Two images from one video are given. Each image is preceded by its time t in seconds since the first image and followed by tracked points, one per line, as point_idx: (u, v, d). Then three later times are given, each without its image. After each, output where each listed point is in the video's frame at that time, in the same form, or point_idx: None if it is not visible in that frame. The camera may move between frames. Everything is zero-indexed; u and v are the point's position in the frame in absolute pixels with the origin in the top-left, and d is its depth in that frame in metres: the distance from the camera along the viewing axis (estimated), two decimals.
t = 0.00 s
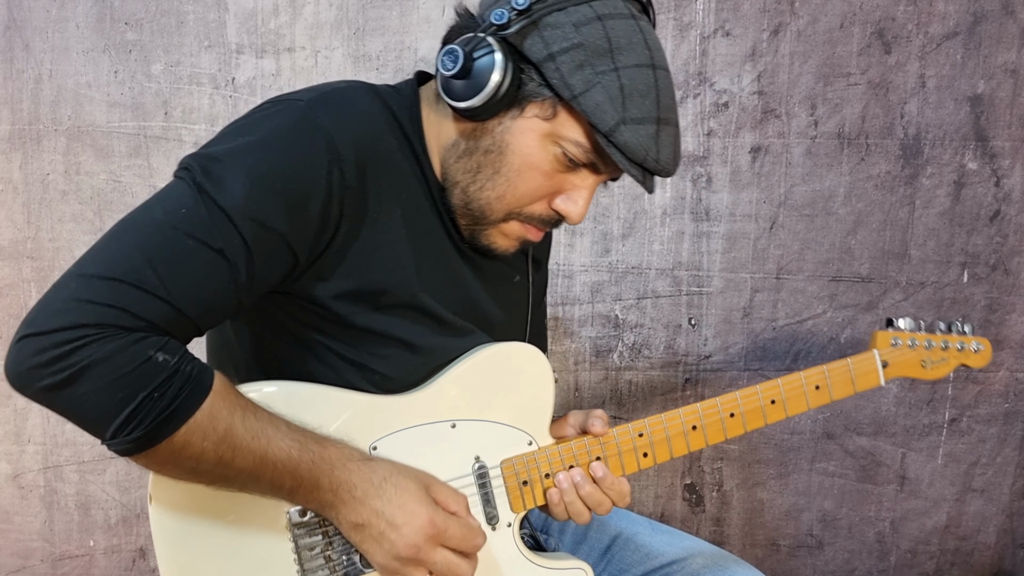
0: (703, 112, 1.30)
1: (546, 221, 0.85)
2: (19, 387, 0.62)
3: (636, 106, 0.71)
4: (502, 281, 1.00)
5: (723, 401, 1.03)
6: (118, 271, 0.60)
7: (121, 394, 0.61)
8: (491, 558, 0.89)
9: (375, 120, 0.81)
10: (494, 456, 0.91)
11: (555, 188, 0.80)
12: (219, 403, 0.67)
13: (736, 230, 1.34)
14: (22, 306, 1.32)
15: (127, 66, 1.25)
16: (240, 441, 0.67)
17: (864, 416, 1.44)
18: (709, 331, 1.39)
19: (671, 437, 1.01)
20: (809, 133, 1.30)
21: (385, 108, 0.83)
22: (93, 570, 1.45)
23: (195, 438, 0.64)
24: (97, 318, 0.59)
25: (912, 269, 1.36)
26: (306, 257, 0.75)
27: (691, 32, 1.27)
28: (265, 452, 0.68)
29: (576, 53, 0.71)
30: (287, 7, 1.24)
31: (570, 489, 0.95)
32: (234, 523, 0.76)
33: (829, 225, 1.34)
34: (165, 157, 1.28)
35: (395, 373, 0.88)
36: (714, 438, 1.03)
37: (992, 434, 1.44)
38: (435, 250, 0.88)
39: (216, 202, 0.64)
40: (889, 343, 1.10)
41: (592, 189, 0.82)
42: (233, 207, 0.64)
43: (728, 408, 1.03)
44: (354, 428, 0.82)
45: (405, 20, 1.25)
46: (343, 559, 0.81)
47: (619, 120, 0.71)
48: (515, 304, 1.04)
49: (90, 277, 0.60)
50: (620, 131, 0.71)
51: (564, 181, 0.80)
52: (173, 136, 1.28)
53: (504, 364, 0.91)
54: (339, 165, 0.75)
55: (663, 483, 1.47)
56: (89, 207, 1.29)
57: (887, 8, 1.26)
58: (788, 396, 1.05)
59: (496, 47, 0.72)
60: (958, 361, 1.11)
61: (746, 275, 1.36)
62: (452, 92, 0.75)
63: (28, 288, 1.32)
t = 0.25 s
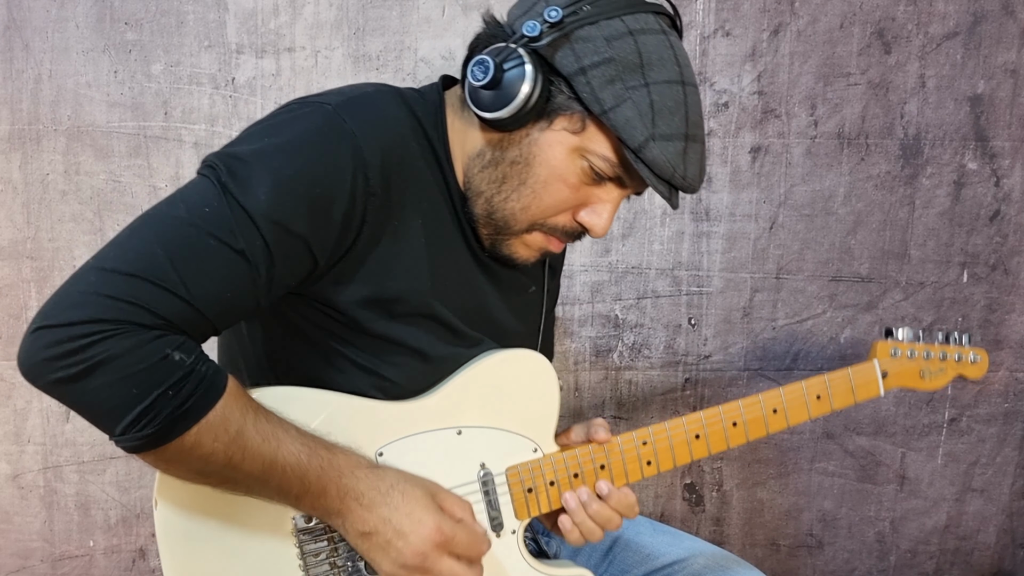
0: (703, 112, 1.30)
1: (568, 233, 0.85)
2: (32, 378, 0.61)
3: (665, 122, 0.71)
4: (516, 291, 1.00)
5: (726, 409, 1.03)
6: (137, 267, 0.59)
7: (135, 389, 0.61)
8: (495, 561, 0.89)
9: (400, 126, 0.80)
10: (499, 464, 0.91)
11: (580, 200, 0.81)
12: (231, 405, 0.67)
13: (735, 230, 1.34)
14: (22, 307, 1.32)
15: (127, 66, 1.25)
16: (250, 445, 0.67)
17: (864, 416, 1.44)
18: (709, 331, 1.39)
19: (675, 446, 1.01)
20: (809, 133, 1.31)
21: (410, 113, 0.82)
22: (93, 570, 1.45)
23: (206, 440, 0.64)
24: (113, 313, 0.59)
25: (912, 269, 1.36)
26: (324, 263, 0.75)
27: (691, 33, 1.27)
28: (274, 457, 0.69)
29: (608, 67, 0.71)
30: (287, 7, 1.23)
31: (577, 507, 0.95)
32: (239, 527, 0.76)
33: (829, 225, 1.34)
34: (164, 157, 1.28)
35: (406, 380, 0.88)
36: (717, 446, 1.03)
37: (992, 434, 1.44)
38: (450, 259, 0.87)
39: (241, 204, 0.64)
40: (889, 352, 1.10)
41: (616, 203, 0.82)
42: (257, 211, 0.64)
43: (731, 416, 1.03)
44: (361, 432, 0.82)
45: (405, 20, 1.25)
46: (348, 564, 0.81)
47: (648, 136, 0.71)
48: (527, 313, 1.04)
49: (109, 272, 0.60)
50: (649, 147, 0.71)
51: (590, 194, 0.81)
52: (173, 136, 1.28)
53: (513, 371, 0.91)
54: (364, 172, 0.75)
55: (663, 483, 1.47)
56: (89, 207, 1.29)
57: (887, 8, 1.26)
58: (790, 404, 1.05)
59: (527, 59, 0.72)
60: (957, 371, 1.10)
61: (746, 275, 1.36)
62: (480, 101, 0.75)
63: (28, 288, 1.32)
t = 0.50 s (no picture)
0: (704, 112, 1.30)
1: (578, 241, 0.85)
2: (38, 374, 0.61)
3: (678, 132, 0.72)
4: (523, 295, 1.00)
5: (732, 418, 1.03)
6: (147, 265, 0.60)
7: (141, 388, 0.61)
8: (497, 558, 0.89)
9: (411, 130, 0.80)
10: (506, 464, 0.91)
11: (591, 207, 0.81)
12: (238, 402, 0.67)
13: (736, 230, 1.35)
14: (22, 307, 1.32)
15: (127, 66, 1.24)
16: (256, 441, 0.67)
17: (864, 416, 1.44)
18: (709, 331, 1.39)
19: (681, 453, 1.01)
20: (809, 133, 1.31)
21: (420, 117, 0.82)
22: (93, 570, 1.45)
23: (213, 437, 0.64)
24: (121, 310, 0.59)
25: (912, 269, 1.36)
26: (333, 265, 0.75)
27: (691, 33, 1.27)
28: (281, 454, 0.69)
29: (622, 75, 0.71)
30: (287, 7, 1.23)
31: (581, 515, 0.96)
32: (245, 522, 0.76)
33: (829, 225, 1.34)
34: (164, 157, 1.28)
35: (415, 381, 0.88)
36: (722, 454, 1.03)
37: (992, 433, 1.44)
38: (458, 260, 0.87)
39: (251, 204, 0.64)
40: (895, 368, 1.09)
41: (626, 212, 0.82)
42: (268, 212, 0.64)
43: (736, 426, 1.03)
44: (369, 430, 0.83)
45: (405, 20, 1.25)
46: (352, 558, 0.81)
47: (661, 145, 0.71)
48: (534, 317, 1.04)
49: (118, 269, 0.60)
50: (661, 156, 0.71)
51: (601, 202, 0.81)
52: (173, 136, 1.28)
53: (521, 371, 0.91)
54: (375, 176, 0.74)
55: (663, 483, 1.47)
56: (89, 207, 1.29)
57: (887, 8, 1.26)
58: (796, 416, 1.05)
59: (541, 65, 0.72)
60: (961, 390, 1.10)
61: (746, 275, 1.36)
62: (493, 106, 0.75)
63: (28, 288, 1.32)
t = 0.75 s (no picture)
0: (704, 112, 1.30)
1: (573, 241, 0.85)
2: (36, 372, 0.61)
3: (674, 129, 0.71)
4: (520, 293, 1.00)
5: (731, 415, 1.03)
6: (149, 261, 0.59)
7: (144, 385, 0.61)
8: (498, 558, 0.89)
9: (412, 128, 0.80)
10: (505, 463, 0.91)
11: (585, 206, 0.80)
12: (240, 400, 0.67)
13: (736, 230, 1.35)
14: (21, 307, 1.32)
15: (127, 66, 1.24)
16: (259, 439, 0.67)
17: (864, 416, 1.44)
18: (709, 331, 1.39)
19: (680, 450, 1.01)
20: (809, 133, 1.31)
21: (419, 115, 0.82)
22: (93, 570, 1.45)
23: (216, 435, 0.64)
24: (123, 308, 0.59)
25: (912, 269, 1.36)
26: (333, 262, 0.75)
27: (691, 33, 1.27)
28: (283, 451, 0.69)
29: (619, 72, 0.71)
30: (287, 7, 1.23)
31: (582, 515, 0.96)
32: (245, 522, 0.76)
33: (829, 225, 1.34)
34: (164, 157, 1.28)
35: (415, 378, 0.88)
36: (721, 452, 1.03)
37: (992, 433, 1.44)
38: (458, 258, 0.87)
39: (253, 201, 0.64)
40: (893, 363, 1.10)
41: (621, 211, 0.81)
42: (270, 209, 0.64)
43: (735, 423, 1.03)
44: (369, 429, 0.82)
45: (405, 20, 1.25)
46: (352, 558, 0.81)
47: (656, 141, 0.71)
48: (532, 315, 1.04)
49: (119, 266, 0.59)
50: (656, 152, 0.71)
51: (595, 199, 0.80)
52: (173, 136, 1.28)
53: (521, 370, 0.91)
54: (376, 173, 0.75)
55: (663, 483, 1.47)
56: (89, 207, 1.29)
57: (887, 8, 1.26)
58: (794, 412, 1.05)
59: (539, 61, 0.72)
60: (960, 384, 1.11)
61: (746, 275, 1.36)
62: (491, 101, 0.75)
63: (28, 288, 1.32)
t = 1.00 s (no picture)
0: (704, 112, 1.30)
1: (574, 243, 0.85)
2: (31, 378, 0.61)
3: (673, 140, 0.72)
4: (517, 292, 1.00)
5: (727, 410, 1.03)
6: (141, 265, 0.59)
7: (139, 388, 0.61)
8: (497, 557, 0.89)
9: (404, 128, 0.80)
10: (501, 460, 0.91)
11: (586, 212, 0.81)
12: (235, 402, 0.67)
13: (736, 230, 1.35)
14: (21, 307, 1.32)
15: (127, 66, 1.24)
16: (254, 441, 0.67)
17: (864, 416, 1.44)
18: (709, 331, 1.39)
19: (676, 445, 1.01)
20: (809, 133, 1.31)
21: (412, 116, 0.82)
22: (93, 570, 1.45)
23: (211, 437, 0.64)
24: (116, 312, 0.59)
25: (912, 269, 1.36)
26: (327, 264, 0.75)
27: (691, 33, 1.27)
28: (278, 453, 0.69)
29: (617, 84, 0.71)
30: (287, 7, 1.23)
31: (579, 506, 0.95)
32: (242, 523, 0.76)
33: (829, 225, 1.34)
34: (164, 157, 1.28)
35: (409, 377, 0.88)
36: (718, 446, 1.03)
37: (992, 433, 1.44)
38: (451, 259, 0.87)
39: (245, 204, 0.64)
40: (891, 357, 1.10)
41: (621, 214, 0.82)
42: (261, 212, 0.64)
43: (732, 417, 1.03)
44: (363, 428, 0.82)
45: (405, 20, 1.25)
46: (349, 557, 0.81)
47: (656, 155, 0.71)
48: (528, 313, 1.04)
49: (111, 271, 0.59)
50: (657, 166, 0.71)
51: (595, 206, 0.81)
52: (173, 136, 1.28)
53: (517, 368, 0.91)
54: (368, 174, 0.75)
55: (663, 483, 1.47)
56: (89, 207, 1.29)
57: (887, 8, 1.26)
58: (791, 406, 1.05)
59: (535, 76, 0.71)
60: (957, 376, 1.12)
61: (747, 275, 1.36)
62: (486, 117, 0.74)
63: (28, 288, 1.32)
